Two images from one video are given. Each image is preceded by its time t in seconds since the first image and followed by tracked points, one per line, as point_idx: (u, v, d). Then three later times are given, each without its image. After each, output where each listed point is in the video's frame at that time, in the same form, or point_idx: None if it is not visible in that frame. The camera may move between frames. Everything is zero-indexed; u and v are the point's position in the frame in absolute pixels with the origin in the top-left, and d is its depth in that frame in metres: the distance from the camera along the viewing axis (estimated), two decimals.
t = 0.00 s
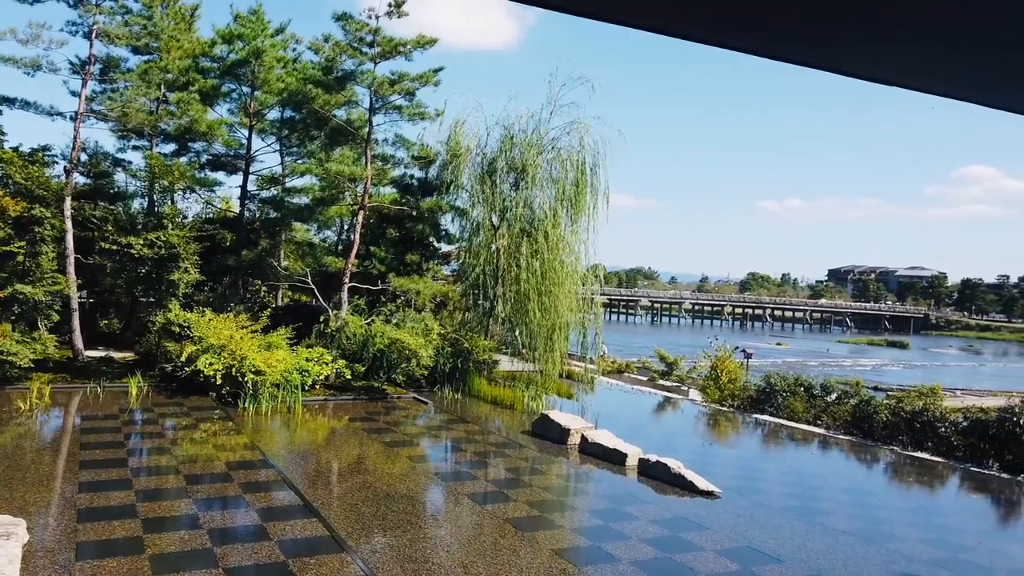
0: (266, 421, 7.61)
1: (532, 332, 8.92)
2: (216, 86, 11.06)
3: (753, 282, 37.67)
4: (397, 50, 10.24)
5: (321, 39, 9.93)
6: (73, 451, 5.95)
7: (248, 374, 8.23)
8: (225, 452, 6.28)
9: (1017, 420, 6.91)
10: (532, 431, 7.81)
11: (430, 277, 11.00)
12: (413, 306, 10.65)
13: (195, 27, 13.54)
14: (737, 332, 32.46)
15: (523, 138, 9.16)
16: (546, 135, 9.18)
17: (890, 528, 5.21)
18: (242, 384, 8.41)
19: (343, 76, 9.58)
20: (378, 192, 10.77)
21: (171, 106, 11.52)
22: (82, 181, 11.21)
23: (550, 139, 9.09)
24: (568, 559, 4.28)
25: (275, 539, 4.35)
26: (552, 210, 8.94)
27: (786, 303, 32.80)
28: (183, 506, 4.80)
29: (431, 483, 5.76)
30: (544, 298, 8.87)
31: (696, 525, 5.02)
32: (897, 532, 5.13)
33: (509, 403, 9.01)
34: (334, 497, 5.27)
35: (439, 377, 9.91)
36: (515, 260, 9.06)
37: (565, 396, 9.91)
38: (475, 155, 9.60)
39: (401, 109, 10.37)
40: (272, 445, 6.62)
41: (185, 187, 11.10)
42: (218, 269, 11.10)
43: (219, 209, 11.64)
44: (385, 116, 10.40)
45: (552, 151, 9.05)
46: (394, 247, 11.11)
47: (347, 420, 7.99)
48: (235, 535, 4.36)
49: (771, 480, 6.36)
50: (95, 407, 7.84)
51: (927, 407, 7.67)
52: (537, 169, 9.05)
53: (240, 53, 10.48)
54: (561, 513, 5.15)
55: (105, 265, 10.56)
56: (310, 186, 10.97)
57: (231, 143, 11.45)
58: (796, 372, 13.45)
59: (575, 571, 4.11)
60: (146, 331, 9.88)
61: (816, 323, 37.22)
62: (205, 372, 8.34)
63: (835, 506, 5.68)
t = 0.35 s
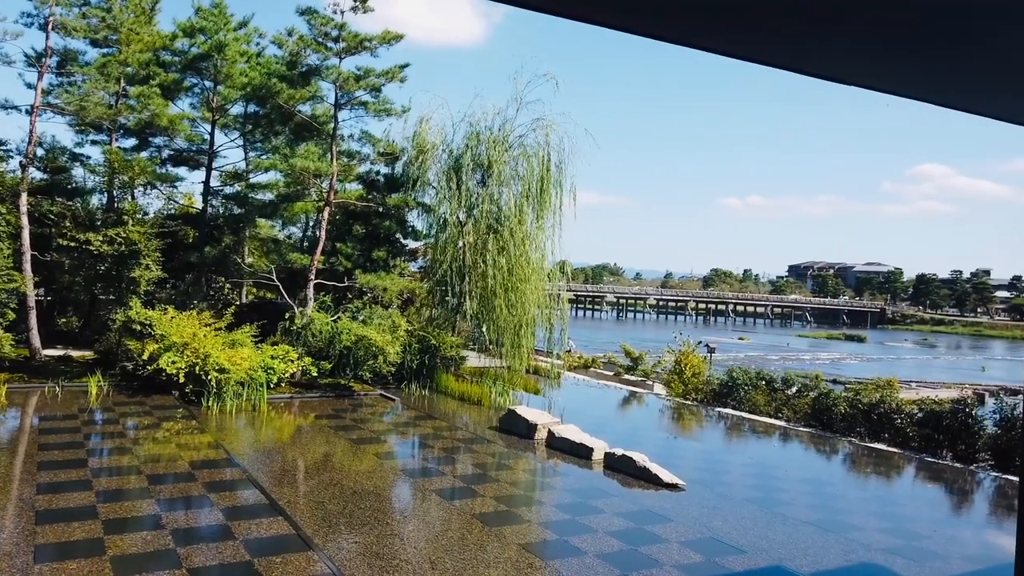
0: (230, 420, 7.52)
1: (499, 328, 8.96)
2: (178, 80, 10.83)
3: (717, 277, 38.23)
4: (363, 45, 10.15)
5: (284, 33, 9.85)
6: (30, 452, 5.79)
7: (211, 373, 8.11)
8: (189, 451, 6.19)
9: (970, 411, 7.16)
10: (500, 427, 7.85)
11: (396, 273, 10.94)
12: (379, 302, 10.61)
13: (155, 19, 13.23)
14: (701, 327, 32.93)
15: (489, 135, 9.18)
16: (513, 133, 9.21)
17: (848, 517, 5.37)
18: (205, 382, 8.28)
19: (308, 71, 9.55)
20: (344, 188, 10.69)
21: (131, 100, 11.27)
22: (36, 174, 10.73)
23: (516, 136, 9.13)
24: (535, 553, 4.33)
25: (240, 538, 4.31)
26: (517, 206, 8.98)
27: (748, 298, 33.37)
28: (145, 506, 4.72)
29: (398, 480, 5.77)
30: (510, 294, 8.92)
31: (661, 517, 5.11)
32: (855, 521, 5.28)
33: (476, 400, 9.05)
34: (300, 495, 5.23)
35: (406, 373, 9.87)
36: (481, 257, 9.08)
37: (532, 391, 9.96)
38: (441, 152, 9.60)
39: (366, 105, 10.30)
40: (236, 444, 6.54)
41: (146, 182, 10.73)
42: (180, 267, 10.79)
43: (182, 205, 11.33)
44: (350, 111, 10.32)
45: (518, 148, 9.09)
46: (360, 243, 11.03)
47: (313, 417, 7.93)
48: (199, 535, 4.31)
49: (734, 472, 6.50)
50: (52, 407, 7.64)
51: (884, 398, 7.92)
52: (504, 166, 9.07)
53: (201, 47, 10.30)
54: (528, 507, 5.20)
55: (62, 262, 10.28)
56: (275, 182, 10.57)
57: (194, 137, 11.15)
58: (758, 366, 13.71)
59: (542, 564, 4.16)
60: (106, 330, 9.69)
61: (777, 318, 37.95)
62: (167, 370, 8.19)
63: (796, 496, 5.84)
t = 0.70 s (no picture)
0: (201, 420, 7.42)
1: (473, 325, 8.97)
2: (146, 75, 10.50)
3: (688, 275, 38.59)
4: (335, 41, 10.08)
5: (256, 28, 9.86)
6: None
7: (181, 372, 8.00)
8: (158, 451, 6.10)
9: (935, 405, 7.37)
10: (474, 424, 7.85)
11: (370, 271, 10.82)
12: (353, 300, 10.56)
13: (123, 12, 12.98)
14: (674, 324, 33.21)
15: (462, 132, 9.19)
16: (486, 130, 9.22)
17: (817, 510, 5.47)
18: (175, 382, 8.16)
19: (280, 67, 9.67)
20: (316, 185, 10.61)
21: (98, 95, 11.03)
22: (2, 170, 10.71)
23: (490, 133, 9.13)
24: (509, 549, 4.35)
25: (211, 539, 4.26)
26: (491, 203, 8.98)
27: (720, 294, 33.76)
28: (114, 508, 4.65)
29: (372, 478, 5.75)
30: (484, 291, 8.93)
31: (634, 512, 5.17)
32: (823, 514, 5.39)
33: (450, 397, 9.05)
34: (272, 494, 5.19)
35: (379, 371, 9.72)
36: (455, 254, 9.08)
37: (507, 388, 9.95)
38: (415, 149, 9.58)
39: (338, 101, 10.23)
40: (207, 444, 6.46)
41: (113, 179, 10.42)
42: (150, 264, 10.40)
43: (150, 201, 10.76)
44: (322, 107, 10.23)
45: (492, 145, 9.10)
46: (333, 240, 10.94)
47: (286, 416, 7.86)
48: (170, 536, 4.26)
49: (706, 466, 6.59)
50: (16, 408, 7.47)
51: (852, 393, 8.07)
52: (476, 163, 9.07)
53: (169, 40, 10.13)
54: (503, 504, 5.22)
55: (27, 260, 10.03)
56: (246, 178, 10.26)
57: (163, 134, 10.94)
58: (730, 362, 13.84)
59: (517, 560, 4.18)
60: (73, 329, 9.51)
61: (748, 314, 38.40)
62: (136, 370, 8.06)
63: (766, 490, 5.95)
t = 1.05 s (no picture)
0: (173, 421, 7.32)
1: (449, 324, 8.96)
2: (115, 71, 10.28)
3: (662, 273, 38.92)
4: (308, 39, 10.00)
5: (227, 24, 9.76)
6: None
7: (152, 373, 7.88)
8: (129, 454, 6.00)
9: (903, 401, 7.50)
10: (449, 423, 7.86)
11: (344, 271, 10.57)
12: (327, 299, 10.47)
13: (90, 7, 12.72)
14: (648, 322, 33.46)
15: (437, 131, 9.18)
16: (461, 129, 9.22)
17: (789, 505, 5.56)
18: (146, 383, 8.04)
19: (251, 64, 9.51)
20: (289, 183, 10.51)
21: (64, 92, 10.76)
22: None
23: (465, 132, 9.14)
24: (485, 548, 4.37)
25: (184, 542, 4.22)
26: (466, 202, 8.98)
27: (693, 293, 34.09)
28: (83, 512, 4.57)
29: (347, 479, 5.72)
30: (459, 290, 8.93)
31: (611, 510, 5.20)
32: (795, 509, 5.48)
33: (426, 396, 9.04)
34: (246, 496, 5.15)
35: (354, 372, 9.77)
36: (430, 252, 9.07)
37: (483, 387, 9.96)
38: (389, 147, 9.55)
39: (312, 99, 10.14)
40: (179, 446, 6.37)
41: (81, 177, 10.20)
42: (118, 264, 10.12)
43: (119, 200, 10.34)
44: (295, 105, 10.13)
45: (467, 144, 9.11)
46: (306, 239, 10.82)
47: (260, 417, 7.78)
48: (141, 540, 4.20)
49: (680, 463, 6.66)
50: None
51: (822, 390, 8.20)
52: (451, 162, 9.07)
53: (138, 36, 9.94)
54: (478, 503, 5.23)
55: None
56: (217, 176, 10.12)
57: (133, 131, 10.71)
58: (702, 359, 14.02)
59: (492, 559, 4.20)
60: (40, 330, 9.29)
61: (720, 311, 38.86)
62: (105, 371, 7.92)
63: (739, 485, 6.04)
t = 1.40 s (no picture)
0: (137, 423, 7.19)
1: (418, 324, 8.94)
2: (76, 67, 10.02)
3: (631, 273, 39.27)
4: (275, 36, 9.88)
5: (192, 20, 9.63)
6: None
7: (115, 375, 7.72)
8: (92, 457, 5.87)
9: (864, 397, 7.67)
10: (419, 422, 7.84)
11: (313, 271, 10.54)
12: (295, 299, 10.38)
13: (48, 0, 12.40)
14: (617, 321, 33.72)
15: (407, 130, 9.16)
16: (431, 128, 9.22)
17: (755, 501, 5.67)
18: (109, 385, 7.88)
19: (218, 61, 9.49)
20: (256, 181, 10.42)
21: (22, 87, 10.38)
22: None
23: (435, 131, 9.15)
24: (456, 548, 4.37)
25: (150, 546, 4.15)
26: (436, 201, 8.97)
27: (661, 292, 34.48)
28: (44, 517, 4.47)
29: (315, 480, 5.68)
30: (429, 290, 8.93)
31: (580, 507, 5.25)
32: (761, 504, 5.59)
33: (396, 397, 9.02)
34: (213, 499, 5.08)
35: (323, 372, 9.72)
36: (400, 252, 9.03)
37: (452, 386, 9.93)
38: (359, 146, 9.50)
39: (279, 97, 10.03)
40: (144, 449, 6.25)
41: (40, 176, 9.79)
42: (80, 263, 9.75)
43: (80, 198, 9.99)
44: (262, 103, 10.01)
45: (437, 143, 9.11)
46: (275, 239, 10.67)
47: (227, 418, 7.69)
48: (105, 545, 4.12)
49: (648, 460, 6.74)
50: None
51: (786, 387, 8.35)
52: (421, 161, 9.06)
53: (101, 32, 9.69)
54: (448, 502, 5.23)
55: None
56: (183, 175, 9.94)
57: (95, 128, 10.46)
58: (671, 356, 14.16)
59: (462, 558, 4.21)
60: None
61: (688, 310, 39.34)
62: (67, 373, 7.74)
63: (705, 481, 6.14)
